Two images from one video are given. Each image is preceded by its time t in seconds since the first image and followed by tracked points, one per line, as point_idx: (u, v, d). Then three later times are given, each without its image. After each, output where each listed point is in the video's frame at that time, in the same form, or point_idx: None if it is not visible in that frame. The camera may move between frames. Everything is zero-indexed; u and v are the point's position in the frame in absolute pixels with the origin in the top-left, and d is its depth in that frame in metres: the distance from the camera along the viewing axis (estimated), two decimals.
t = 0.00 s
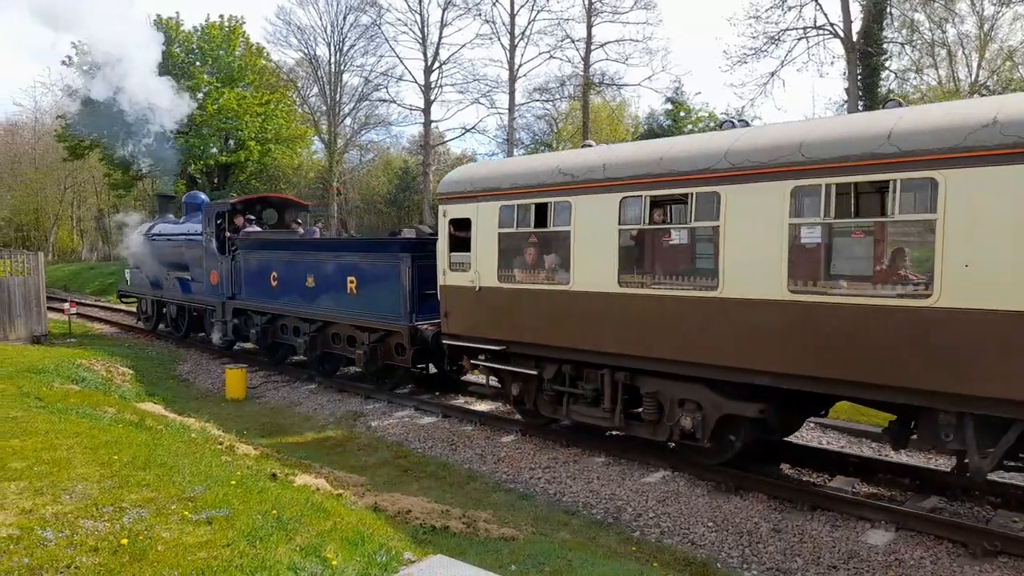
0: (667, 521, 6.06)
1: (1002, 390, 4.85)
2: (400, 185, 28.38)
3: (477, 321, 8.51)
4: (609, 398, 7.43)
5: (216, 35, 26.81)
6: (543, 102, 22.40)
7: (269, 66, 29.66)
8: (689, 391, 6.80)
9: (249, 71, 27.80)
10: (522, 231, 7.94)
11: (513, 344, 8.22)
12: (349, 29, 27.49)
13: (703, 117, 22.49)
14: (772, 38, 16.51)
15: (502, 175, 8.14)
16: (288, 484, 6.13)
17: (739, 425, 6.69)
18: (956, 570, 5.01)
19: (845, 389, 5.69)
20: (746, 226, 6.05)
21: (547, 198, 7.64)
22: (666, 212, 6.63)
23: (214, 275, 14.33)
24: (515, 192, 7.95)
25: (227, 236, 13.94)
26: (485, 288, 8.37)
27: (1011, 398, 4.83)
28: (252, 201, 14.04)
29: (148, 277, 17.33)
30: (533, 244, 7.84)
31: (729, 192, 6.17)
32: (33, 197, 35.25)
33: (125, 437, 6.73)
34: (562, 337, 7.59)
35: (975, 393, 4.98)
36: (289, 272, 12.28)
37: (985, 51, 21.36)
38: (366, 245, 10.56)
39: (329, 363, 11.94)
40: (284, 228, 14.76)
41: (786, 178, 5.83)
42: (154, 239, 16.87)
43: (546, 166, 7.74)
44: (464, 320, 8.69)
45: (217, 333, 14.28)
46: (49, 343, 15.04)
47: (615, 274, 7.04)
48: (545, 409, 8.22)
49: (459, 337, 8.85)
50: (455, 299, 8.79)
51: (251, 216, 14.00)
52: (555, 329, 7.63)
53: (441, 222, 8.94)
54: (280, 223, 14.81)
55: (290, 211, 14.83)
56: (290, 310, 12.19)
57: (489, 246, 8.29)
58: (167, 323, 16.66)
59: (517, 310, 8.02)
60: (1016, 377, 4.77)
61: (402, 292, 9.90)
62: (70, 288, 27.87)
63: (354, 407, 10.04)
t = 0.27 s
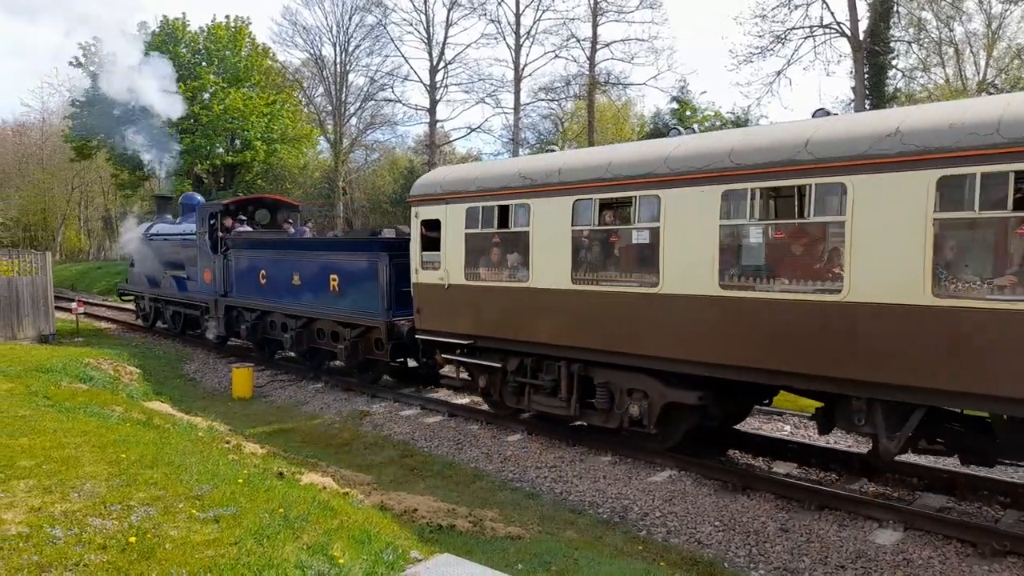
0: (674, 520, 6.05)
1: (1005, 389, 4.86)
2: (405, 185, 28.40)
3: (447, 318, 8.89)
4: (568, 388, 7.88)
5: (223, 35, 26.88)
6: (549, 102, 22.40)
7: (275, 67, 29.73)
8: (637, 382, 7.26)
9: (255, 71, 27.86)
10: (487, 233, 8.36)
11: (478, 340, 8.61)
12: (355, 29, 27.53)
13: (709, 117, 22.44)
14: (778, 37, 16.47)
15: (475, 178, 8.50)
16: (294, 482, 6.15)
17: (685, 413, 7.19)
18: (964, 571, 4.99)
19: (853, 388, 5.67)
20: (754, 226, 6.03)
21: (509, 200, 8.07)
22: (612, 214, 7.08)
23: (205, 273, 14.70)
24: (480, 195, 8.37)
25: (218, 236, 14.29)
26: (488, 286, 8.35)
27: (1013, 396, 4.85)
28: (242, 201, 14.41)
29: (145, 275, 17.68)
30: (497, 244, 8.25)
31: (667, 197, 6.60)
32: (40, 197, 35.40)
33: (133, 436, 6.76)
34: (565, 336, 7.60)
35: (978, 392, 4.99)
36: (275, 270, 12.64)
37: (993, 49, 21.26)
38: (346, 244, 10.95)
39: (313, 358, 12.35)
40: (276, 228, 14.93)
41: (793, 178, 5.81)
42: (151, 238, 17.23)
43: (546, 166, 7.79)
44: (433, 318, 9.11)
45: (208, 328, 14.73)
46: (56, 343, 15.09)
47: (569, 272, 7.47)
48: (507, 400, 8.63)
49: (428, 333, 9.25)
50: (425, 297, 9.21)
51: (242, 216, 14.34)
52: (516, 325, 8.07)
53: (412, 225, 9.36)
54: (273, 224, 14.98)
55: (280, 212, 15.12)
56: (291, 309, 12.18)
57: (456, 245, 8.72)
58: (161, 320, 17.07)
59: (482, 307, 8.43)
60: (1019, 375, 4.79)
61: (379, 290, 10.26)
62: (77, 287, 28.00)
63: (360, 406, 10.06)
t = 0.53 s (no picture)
0: (677, 519, 6.04)
1: (1004, 386, 4.85)
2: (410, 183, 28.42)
3: (424, 312, 9.36)
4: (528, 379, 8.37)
5: (228, 34, 26.93)
6: (553, 100, 22.37)
7: (280, 65, 29.78)
8: (588, 371, 7.79)
9: (260, 70, 27.90)
10: (455, 231, 8.87)
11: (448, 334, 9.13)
12: (360, 27, 27.55)
13: (714, 114, 22.38)
14: (784, 34, 16.41)
15: (459, 179, 8.77)
16: (299, 480, 6.16)
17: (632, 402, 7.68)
18: (970, 570, 4.97)
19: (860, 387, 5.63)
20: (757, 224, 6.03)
21: (473, 202, 8.55)
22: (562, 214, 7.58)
23: (199, 270, 15.30)
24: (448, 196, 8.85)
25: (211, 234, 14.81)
26: (494, 285, 8.37)
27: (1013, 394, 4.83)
28: (235, 201, 14.94)
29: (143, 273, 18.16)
30: (463, 243, 8.74)
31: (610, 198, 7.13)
32: (47, 195, 35.55)
33: (139, 434, 6.79)
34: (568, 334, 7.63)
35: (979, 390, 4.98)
36: (265, 268, 13.17)
37: (1000, 46, 21.16)
38: (330, 244, 11.47)
39: (298, 351, 12.89)
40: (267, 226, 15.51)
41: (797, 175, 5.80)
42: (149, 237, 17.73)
43: (547, 165, 7.81)
44: (406, 312, 9.64)
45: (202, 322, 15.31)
46: (63, 341, 15.15)
47: (525, 268, 8.00)
48: (473, 391, 9.16)
49: (404, 326, 9.78)
50: (398, 292, 9.75)
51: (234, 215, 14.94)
52: (479, 318, 8.59)
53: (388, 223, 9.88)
54: (264, 223, 15.55)
55: (273, 211, 15.64)
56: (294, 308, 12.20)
57: (425, 243, 9.24)
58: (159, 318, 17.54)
59: (450, 302, 8.95)
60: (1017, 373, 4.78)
61: (359, 287, 10.78)
62: (83, 285, 28.14)
63: (364, 404, 10.08)
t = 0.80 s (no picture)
0: (681, 519, 6.04)
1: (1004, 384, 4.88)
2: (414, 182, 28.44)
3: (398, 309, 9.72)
4: (490, 373, 8.88)
5: (232, 33, 26.94)
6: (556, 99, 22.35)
7: (283, 65, 29.80)
8: (546, 364, 8.25)
9: (263, 69, 27.93)
10: (424, 232, 9.28)
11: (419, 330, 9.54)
12: (363, 27, 27.56)
13: (718, 113, 22.34)
14: (787, 33, 16.37)
15: (450, 179, 8.87)
16: (302, 479, 6.17)
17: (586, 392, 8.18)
18: (974, 570, 4.96)
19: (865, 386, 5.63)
20: (758, 224, 6.05)
21: (442, 203, 8.95)
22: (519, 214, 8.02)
23: (191, 268, 15.82)
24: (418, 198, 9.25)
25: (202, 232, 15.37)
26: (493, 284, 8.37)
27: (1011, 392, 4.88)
28: (226, 202, 15.49)
29: (139, 270, 18.59)
30: (433, 243, 9.13)
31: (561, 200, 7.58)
32: (51, 195, 35.64)
33: (142, 433, 6.79)
34: (569, 333, 7.65)
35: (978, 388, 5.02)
36: (253, 266, 13.70)
37: (1004, 44, 21.08)
38: (314, 243, 11.99)
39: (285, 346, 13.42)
40: (258, 226, 16.17)
41: (800, 174, 5.80)
42: (144, 237, 18.17)
43: (544, 164, 7.84)
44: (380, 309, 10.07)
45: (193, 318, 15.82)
46: (67, 340, 15.18)
47: (487, 266, 8.42)
48: (443, 383, 9.62)
49: (378, 323, 10.22)
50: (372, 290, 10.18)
51: (225, 215, 15.53)
52: (445, 314, 9.02)
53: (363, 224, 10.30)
54: (256, 222, 16.22)
55: (264, 212, 16.26)
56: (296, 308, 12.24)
57: (397, 243, 9.67)
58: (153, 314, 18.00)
59: (419, 300, 9.37)
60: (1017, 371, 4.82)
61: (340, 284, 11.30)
62: (87, 285, 28.21)
63: (367, 403, 10.09)
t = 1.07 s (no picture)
0: (687, 517, 6.04)
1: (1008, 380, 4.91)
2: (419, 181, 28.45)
3: (393, 306, 10.08)
4: (459, 365, 9.47)
5: (238, 33, 27.03)
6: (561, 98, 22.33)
7: (289, 65, 29.88)
8: (510, 356, 8.81)
9: (269, 69, 28.00)
10: (400, 232, 9.93)
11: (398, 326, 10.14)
12: (368, 26, 27.60)
13: (724, 111, 22.28)
14: (794, 30, 16.32)
15: (457, 180, 9.03)
16: (309, 477, 6.18)
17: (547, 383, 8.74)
18: (982, 569, 4.94)
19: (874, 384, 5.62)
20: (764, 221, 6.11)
21: (415, 205, 9.61)
22: (483, 215, 8.64)
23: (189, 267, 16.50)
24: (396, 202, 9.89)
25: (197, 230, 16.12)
26: (502, 283, 8.46)
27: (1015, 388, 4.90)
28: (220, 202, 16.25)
29: (140, 270, 19.16)
30: (408, 243, 9.76)
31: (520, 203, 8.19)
32: (59, 195, 35.81)
33: (150, 431, 6.83)
34: (576, 331, 7.72)
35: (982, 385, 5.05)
36: (246, 265, 14.30)
37: (1012, 41, 20.97)
38: (301, 243, 12.61)
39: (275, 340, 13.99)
40: (252, 225, 16.89)
41: (808, 172, 5.82)
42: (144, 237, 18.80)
43: (552, 164, 7.92)
44: (362, 306, 10.70)
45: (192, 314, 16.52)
46: (75, 339, 15.24)
47: (475, 263, 8.78)
48: (418, 376, 10.15)
49: (360, 319, 10.86)
50: (355, 288, 10.84)
51: (219, 216, 16.28)
52: (418, 310, 9.64)
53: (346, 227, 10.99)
54: (249, 222, 16.95)
55: (258, 212, 16.98)
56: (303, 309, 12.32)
57: (375, 242, 10.33)
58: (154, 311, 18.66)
59: (395, 297, 10.01)
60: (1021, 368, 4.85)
61: (325, 281, 11.90)
62: (94, 284, 28.32)
63: (374, 402, 10.10)
